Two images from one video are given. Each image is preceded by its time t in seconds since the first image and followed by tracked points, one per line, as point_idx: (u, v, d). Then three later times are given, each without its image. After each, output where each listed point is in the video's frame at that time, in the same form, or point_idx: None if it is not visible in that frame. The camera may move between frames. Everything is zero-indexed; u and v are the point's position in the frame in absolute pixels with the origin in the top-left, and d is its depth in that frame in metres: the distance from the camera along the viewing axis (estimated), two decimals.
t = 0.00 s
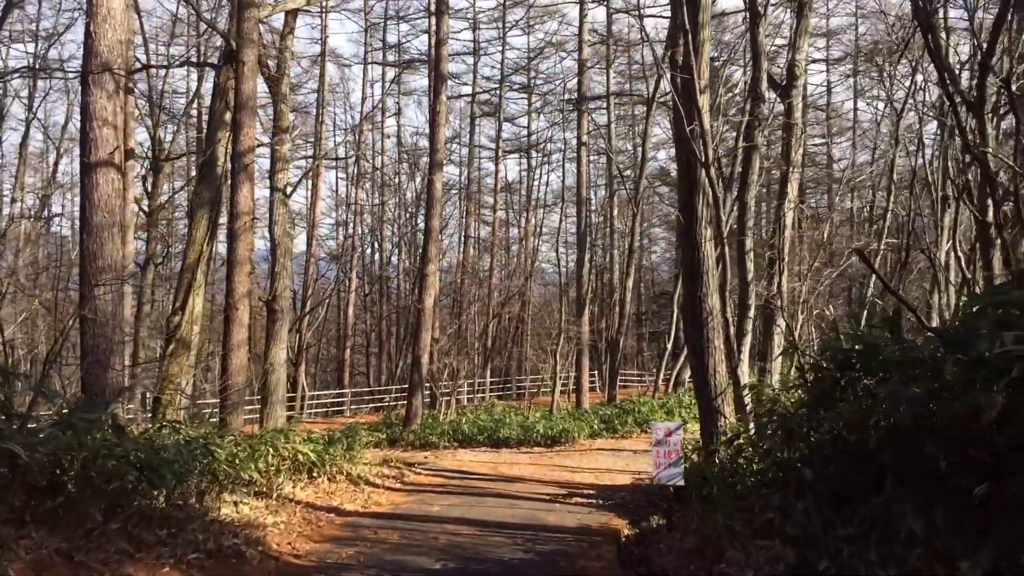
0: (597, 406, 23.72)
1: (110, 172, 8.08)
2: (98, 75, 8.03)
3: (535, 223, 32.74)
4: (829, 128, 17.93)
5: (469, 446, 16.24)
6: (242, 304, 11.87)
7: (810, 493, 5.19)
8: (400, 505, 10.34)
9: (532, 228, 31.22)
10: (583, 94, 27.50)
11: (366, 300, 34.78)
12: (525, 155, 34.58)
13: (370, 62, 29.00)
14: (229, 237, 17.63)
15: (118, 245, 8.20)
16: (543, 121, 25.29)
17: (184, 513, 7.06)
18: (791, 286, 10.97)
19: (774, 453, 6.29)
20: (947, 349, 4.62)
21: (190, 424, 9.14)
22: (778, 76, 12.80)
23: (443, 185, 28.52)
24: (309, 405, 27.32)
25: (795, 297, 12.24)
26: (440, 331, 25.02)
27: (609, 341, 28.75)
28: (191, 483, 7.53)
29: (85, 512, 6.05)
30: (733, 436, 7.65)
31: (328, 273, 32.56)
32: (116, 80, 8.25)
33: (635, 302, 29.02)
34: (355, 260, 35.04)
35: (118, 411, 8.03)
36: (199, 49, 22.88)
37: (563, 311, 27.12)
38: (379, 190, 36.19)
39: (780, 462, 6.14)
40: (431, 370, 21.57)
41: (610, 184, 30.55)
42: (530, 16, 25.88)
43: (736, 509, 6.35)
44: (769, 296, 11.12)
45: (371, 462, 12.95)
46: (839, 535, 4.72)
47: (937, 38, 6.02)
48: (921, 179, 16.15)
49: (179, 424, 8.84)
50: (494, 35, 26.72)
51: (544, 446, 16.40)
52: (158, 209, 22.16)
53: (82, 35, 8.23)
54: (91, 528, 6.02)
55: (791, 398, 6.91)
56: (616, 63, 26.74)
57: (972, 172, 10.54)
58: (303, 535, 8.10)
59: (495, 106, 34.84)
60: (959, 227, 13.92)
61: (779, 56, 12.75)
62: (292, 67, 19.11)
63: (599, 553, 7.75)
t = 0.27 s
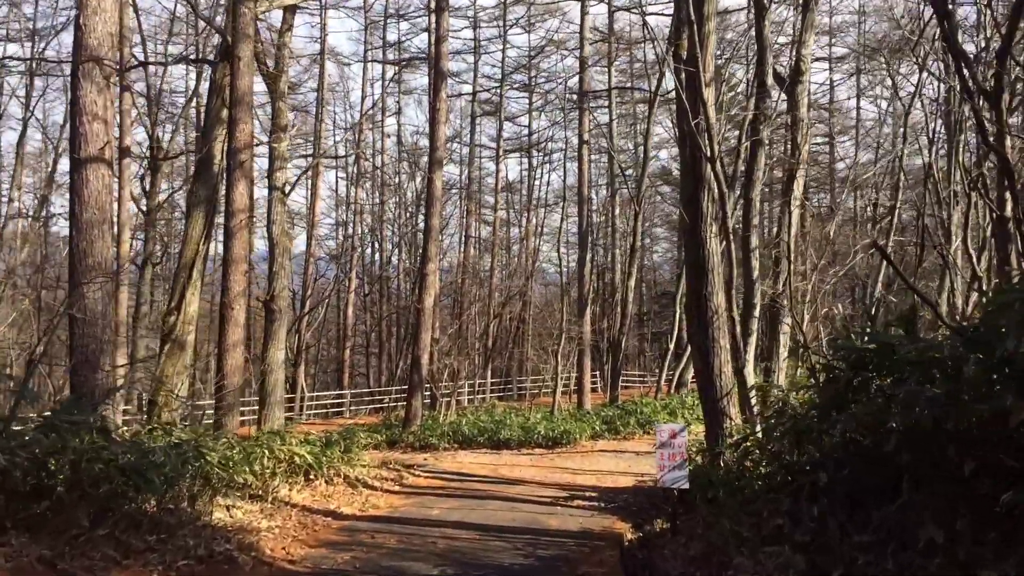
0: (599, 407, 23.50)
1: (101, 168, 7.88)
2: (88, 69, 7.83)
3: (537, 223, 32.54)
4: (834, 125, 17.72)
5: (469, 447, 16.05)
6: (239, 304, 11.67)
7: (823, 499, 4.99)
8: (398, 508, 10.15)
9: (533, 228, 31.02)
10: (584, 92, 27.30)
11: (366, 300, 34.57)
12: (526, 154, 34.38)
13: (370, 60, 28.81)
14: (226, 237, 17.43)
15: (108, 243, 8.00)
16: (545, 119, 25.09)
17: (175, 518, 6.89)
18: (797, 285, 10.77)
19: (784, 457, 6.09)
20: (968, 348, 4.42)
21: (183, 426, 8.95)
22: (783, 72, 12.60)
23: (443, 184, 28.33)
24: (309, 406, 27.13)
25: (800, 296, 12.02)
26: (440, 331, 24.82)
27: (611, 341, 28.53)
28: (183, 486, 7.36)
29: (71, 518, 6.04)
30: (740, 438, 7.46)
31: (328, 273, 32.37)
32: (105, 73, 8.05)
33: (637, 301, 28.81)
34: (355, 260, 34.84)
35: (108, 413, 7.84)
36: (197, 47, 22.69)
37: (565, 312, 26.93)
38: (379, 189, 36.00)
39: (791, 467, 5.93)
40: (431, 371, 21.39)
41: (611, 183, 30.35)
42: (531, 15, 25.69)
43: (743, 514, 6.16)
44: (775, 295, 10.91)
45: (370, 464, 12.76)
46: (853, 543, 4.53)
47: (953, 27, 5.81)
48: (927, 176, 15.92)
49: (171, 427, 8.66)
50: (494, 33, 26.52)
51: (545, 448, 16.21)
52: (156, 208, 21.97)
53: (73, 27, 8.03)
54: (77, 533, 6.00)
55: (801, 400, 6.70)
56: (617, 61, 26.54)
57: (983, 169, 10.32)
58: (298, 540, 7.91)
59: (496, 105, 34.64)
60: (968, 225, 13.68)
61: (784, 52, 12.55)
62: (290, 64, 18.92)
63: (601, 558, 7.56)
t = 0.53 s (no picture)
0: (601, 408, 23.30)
1: (90, 162, 7.72)
2: (77, 61, 7.67)
3: (537, 223, 32.37)
4: (837, 123, 17.51)
5: (469, 448, 15.87)
6: (234, 303, 11.50)
7: (833, 503, 4.80)
8: (396, 510, 9.96)
9: (534, 228, 30.85)
10: (585, 91, 27.14)
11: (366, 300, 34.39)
12: (527, 154, 34.22)
13: (369, 59, 28.67)
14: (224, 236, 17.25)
15: (97, 239, 7.83)
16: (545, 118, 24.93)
17: (165, 522, 6.70)
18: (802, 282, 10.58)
19: (792, 458, 5.89)
20: (985, 345, 4.38)
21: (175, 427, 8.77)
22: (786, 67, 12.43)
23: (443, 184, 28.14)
24: (308, 407, 26.96)
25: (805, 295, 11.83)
26: (440, 331, 24.64)
27: (612, 342, 28.32)
28: (174, 489, 7.19)
29: (57, 520, 5.84)
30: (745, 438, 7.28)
31: (327, 273, 32.20)
32: (95, 66, 7.89)
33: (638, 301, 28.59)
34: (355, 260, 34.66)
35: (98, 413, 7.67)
36: (195, 46, 22.55)
37: (566, 311, 26.74)
38: (379, 189, 35.84)
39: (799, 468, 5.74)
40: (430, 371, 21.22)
41: (612, 183, 30.18)
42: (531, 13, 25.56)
43: (749, 517, 5.98)
44: (779, 294, 10.72)
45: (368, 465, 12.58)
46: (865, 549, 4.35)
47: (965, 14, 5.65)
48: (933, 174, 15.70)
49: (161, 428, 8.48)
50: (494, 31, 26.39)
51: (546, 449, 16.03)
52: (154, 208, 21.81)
53: (61, 19, 7.87)
54: (62, 538, 5.79)
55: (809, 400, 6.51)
56: (618, 59, 26.39)
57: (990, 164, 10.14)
58: (292, 543, 7.72)
59: (496, 105, 34.49)
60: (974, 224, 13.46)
61: (787, 47, 12.39)
62: (288, 62, 18.76)
63: (602, 562, 7.38)
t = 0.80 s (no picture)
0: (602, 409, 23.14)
1: (80, 160, 7.56)
2: (67, 56, 7.51)
3: (538, 223, 32.21)
4: (841, 122, 17.33)
5: (469, 450, 15.70)
6: (230, 303, 11.33)
7: (843, 512, 4.63)
8: (393, 514, 9.80)
9: (535, 228, 30.67)
10: (586, 90, 26.98)
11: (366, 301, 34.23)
12: (528, 154, 34.06)
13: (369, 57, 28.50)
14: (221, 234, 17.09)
15: (88, 238, 7.67)
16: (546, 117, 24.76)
17: (154, 528, 6.54)
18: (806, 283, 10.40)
19: (801, 464, 5.71)
20: (1006, 347, 4.30)
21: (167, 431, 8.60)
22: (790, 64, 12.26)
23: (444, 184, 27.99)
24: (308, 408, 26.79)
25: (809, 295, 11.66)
26: (440, 332, 24.48)
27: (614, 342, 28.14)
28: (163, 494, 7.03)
29: (42, 528, 5.61)
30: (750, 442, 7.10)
31: (327, 273, 32.04)
32: (87, 62, 7.74)
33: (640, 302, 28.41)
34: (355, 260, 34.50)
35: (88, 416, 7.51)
36: (194, 45, 22.40)
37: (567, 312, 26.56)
38: (379, 189, 35.68)
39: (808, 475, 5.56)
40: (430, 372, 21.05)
41: (614, 182, 30.02)
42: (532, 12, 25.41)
43: (754, 524, 5.81)
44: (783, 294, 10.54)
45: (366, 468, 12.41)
46: (875, 560, 4.18)
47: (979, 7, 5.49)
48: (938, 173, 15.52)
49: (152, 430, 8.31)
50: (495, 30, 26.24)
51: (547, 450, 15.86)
52: (153, 208, 21.69)
53: (51, 13, 7.71)
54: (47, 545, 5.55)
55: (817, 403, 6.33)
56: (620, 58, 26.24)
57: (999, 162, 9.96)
58: (286, 549, 7.56)
59: (497, 104, 34.33)
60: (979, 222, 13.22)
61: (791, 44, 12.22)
62: (287, 60, 18.59)
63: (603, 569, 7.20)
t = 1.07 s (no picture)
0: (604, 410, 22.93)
1: (72, 154, 7.39)
2: (58, 47, 7.34)
3: (540, 222, 32.04)
4: (847, 119, 17.14)
5: (470, 450, 15.53)
6: (227, 302, 11.16)
7: (857, 517, 4.46)
8: (392, 516, 9.62)
9: (537, 227, 30.52)
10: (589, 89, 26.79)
11: (367, 301, 34.05)
12: (530, 153, 33.87)
13: (370, 56, 28.32)
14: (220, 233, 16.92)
15: (79, 234, 7.50)
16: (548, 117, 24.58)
17: (146, 531, 6.38)
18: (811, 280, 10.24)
19: (814, 466, 5.53)
20: None
21: (162, 432, 8.44)
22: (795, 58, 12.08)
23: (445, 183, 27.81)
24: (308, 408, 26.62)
25: (816, 293, 11.47)
26: (441, 332, 24.30)
27: (616, 343, 27.94)
28: (156, 497, 6.87)
29: (28, 532, 5.48)
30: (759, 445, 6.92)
31: (328, 273, 31.88)
32: (79, 55, 7.56)
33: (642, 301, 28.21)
34: (356, 260, 34.34)
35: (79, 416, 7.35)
36: (193, 42, 22.24)
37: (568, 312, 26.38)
38: (380, 189, 35.51)
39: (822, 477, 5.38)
40: (431, 372, 20.86)
41: (616, 181, 29.83)
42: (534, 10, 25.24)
43: (763, 528, 5.64)
44: (790, 292, 10.36)
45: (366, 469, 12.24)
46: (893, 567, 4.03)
47: None
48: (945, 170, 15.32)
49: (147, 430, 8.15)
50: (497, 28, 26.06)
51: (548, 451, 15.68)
52: (152, 208, 21.56)
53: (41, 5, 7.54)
54: (30, 551, 5.45)
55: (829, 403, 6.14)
56: (622, 57, 26.05)
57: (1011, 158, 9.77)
58: (283, 553, 7.39)
59: (499, 103, 34.16)
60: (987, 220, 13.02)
61: (797, 40, 12.05)
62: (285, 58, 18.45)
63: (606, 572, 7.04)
